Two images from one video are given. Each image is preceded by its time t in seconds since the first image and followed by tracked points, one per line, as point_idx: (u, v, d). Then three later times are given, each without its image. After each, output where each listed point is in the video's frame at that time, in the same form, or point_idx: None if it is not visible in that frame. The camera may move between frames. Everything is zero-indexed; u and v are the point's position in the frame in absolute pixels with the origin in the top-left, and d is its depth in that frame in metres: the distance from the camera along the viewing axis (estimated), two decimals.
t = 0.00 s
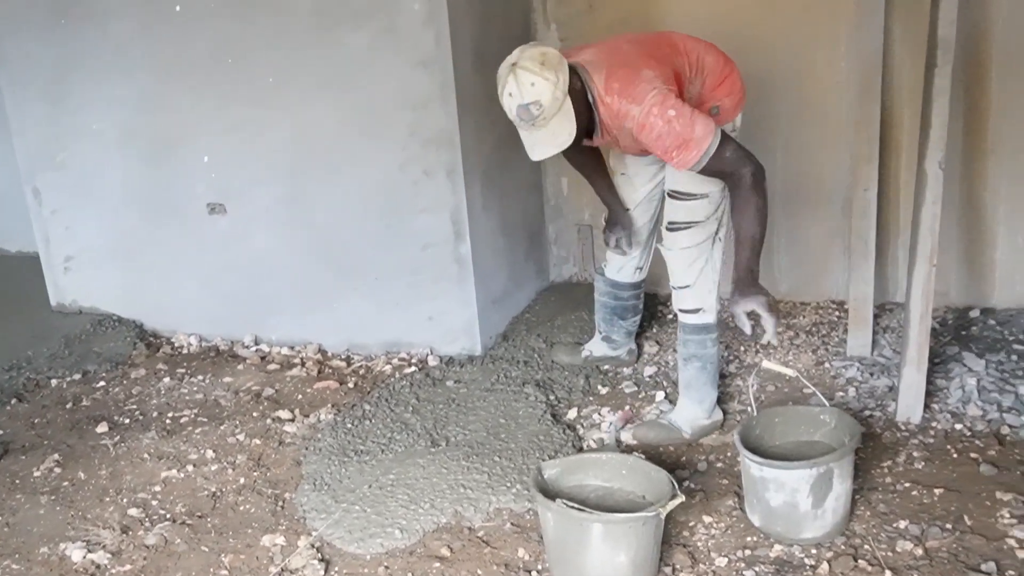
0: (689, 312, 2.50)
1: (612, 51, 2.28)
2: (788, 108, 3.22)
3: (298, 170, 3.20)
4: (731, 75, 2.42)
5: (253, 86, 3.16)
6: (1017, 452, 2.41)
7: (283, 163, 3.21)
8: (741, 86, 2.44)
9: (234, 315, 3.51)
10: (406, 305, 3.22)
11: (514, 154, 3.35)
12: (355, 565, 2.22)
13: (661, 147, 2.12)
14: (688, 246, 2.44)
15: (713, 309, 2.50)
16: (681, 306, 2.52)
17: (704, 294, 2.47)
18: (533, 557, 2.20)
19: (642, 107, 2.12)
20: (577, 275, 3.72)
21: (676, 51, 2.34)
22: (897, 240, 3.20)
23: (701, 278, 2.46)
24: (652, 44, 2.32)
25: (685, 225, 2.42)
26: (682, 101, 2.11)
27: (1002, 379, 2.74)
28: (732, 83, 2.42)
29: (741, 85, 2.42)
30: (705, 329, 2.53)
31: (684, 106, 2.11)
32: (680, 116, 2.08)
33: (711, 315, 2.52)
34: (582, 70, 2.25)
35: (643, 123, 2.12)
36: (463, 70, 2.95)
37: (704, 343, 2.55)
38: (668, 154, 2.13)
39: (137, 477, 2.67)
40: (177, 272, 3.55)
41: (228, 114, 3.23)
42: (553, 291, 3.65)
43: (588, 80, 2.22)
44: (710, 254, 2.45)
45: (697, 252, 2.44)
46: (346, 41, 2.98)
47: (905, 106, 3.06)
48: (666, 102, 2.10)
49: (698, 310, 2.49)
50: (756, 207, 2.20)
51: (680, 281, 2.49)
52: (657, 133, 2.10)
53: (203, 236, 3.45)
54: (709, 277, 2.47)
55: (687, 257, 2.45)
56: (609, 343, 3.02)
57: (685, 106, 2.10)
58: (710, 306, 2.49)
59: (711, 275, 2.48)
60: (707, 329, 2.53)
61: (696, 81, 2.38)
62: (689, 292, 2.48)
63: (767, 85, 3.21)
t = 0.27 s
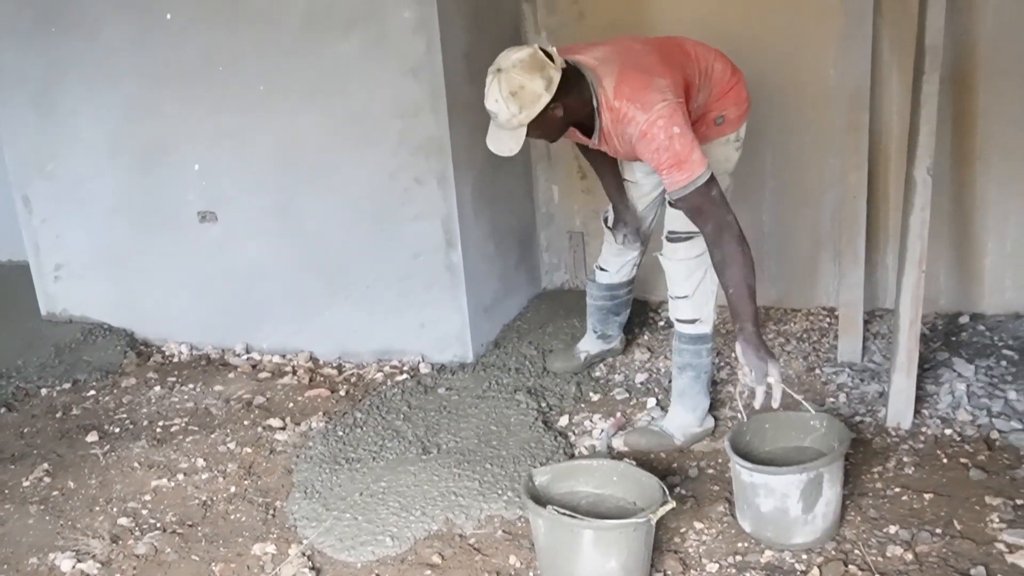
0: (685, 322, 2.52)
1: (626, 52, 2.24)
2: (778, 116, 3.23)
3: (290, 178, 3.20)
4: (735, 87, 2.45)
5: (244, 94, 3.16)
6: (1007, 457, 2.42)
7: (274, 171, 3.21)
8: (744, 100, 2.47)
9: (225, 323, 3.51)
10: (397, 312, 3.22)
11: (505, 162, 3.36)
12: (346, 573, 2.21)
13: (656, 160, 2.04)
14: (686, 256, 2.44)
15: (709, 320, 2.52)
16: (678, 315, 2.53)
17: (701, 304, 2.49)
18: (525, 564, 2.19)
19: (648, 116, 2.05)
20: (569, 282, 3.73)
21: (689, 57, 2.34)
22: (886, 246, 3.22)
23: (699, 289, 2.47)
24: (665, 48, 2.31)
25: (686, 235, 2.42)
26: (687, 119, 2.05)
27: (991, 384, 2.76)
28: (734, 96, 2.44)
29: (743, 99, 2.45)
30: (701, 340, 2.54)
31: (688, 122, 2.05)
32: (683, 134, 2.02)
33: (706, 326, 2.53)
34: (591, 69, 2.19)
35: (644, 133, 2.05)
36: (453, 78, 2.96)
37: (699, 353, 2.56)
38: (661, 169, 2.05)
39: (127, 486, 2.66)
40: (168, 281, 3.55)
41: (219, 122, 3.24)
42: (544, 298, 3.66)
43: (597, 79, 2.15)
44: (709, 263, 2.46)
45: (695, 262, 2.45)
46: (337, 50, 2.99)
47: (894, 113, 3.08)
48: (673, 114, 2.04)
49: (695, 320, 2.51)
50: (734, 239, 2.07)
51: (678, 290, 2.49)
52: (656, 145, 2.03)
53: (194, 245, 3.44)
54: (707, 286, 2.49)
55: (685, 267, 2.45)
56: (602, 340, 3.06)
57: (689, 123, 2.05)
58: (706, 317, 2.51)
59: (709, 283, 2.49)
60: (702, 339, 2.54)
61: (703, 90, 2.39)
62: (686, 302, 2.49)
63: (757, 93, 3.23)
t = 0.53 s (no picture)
0: (674, 324, 2.52)
1: (615, 52, 2.24)
2: (769, 118, 3.24)
3: (280, 180, 3.20)
4: (726, 89, 2.45)
5: (235, 96, 3.16)
6: (996, 459, 2.42)
7: (265, 173, 3.21)
8: (736, 102, 2.48)
9: (216, 325, 3.50)
10: (388, 315, 3.21)
11: (496, 164, 3.36)
12: None
13: (652, 154, 2.03)
14: (677, 258, 2.45)
15: (699, 322, 2.52)
16: (667, 318, 2.53)
17: (690, 307, 2.49)
18: (514, 567, 2.19)
19: (640, 110, 2.05)
20: (560, 285, 3.73)
21: (680, 58, 2.34)
22: (877, 249, 3.22)
23: (688, 292, 2.48)
24: (656, 49, 2.31)
25: (676, 238, 2.43)
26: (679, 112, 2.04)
27: (981, 387, 2.76)
28: (726, 98, 2.44)
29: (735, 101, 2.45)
30: (690, 343, 2.55)
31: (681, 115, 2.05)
32: (676, 127, 2.01)
33: (696, 329, 2.54)
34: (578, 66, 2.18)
35: (638, 127, 2.04)
36: (445, 80, 2.96)
37: (689, 356, 2.56)
38: (658, 164, 2.04)
39: (116, 488, 2.65)
40: (158, 283, 3.54)
41: (210, 124, 3.23)
42: (536, 301, 3.66)
43: (585, 75, 2.15)
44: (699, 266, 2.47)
45: (686, 265, 2.46)
46: (327, 52, 2.99)
47: (884, 116, 3.09)
48: (665, 108, 2.03)
49: (684, 323, 2.51)
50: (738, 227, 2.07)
51: (670, 293, 2.50)
52: (651, 140, 2.03)
53: (185, 247, 3.44)
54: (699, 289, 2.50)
55: (676, 270, 2.46)
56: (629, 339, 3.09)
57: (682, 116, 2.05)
58: (695, 320, 2.51)
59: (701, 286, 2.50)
60: (693, 342, 2.55)
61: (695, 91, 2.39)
62: (676, 305, 2.49)
63: (748, 95, 3.24)
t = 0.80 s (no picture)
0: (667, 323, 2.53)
1: (599, 39, 2.28)
2: (759, 119, 3.25)
3: (271, 180, 3.19)
4: (720, 90, 2.47)
5: (225, 96, 3.15)
6: (984, 460, 2.43)
7: (256, 173, 3.20)
8: (729, 103, 2.49)
9: (206, 325, 3.49)
10: (379, 315, 3.21)
11: (487, 164, 3.36)
12: None
13: (624, 138, 2.09)
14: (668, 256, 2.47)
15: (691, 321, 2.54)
16: (660, 316, 2.55)
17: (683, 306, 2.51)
18: (504, 567, 2.19)
19: (613, 95, 2.10)
20: (551, 285, 3.73)
21: (670, 56, 2.36)
22: (867, 250, 3.24)
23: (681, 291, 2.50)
24: (646, 43, 2.34)
25: (667, 236, 2.46)
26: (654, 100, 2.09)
27: (970, 388, 2.77)
28: (719, 99, 2.46)
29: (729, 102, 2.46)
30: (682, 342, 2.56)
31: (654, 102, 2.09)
32: (647, 113, 2.06)
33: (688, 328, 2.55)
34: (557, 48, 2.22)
35: (610, 112, 2.09)
36: (436, 81, 2.95)
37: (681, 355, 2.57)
38: (629, 148, 2.10)
39: (106, 489, 2.64)
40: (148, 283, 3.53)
41: (200, 124, 3.22)
42: (527, 301, 3.66)
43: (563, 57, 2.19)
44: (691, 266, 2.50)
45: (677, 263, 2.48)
46: (318, 52, 2.99)
47: (874, 118, 3.10)
48: (639, 94, 2.08)
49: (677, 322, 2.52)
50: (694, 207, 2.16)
51: (659, 290, 2.52)
52: (623, 125, 2.08)
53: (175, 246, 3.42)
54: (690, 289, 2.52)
55: (666, 266, 2.48)
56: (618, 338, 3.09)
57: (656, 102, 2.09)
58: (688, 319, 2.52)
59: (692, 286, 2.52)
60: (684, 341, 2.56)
61: (684, 89, 2.41)
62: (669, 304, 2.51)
63: (739, 97, 3.25)
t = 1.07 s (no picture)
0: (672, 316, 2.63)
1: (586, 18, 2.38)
2: (753, 120, 3.26)
3: (265, 176, 3.19)
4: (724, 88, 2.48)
5: (220, 92, 3.15)
6: (974, 460, 2.45)
7: (250, 170, 3.20)
8: (732, 102, 2.50)
9: (199, 322, 3.48)
10: (372, 313, 3.21)
11: (481, 163, 3.37)
12: (318, 573, 2.20)
13: (614, 95, 2.24)
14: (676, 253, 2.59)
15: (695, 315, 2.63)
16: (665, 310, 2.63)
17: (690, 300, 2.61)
18: (497, 564, 2.20)
19: (594, 58, 2.23)
20: (545, 284, 3.74)
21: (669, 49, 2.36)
22: (859, 252, 3.26)
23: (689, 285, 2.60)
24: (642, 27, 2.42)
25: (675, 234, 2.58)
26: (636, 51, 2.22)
27: (960, 388, 2.79)
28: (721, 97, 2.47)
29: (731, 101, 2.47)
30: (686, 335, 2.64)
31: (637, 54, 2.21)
32: (630, 66, 2.19)
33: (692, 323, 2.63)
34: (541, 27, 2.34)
35: (594, 75, 2.23)
36: (431, 79, 2.96)
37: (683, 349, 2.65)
38: (622, 100, 2.24)
39: (98, 485, 2.64)
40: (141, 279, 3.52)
41: (194, 121, 3.22)
42: (521, 300, 3.67)
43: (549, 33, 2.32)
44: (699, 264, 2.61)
45: (684, 259, 2.60)
46: (313, 50, 2.99)
47: (867, 120, 3.12)
48: (619, 52, 2.20)
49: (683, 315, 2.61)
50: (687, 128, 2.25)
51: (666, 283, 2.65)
52: (609, 83, 2.22)
53: (168, 242, 3.42)
54: (696, 284, 2.63)
55: (674, 262, 2.60)
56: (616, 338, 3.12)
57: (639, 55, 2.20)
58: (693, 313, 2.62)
59: (698, 281, 2.63)
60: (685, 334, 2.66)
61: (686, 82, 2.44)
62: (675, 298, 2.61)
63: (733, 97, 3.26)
